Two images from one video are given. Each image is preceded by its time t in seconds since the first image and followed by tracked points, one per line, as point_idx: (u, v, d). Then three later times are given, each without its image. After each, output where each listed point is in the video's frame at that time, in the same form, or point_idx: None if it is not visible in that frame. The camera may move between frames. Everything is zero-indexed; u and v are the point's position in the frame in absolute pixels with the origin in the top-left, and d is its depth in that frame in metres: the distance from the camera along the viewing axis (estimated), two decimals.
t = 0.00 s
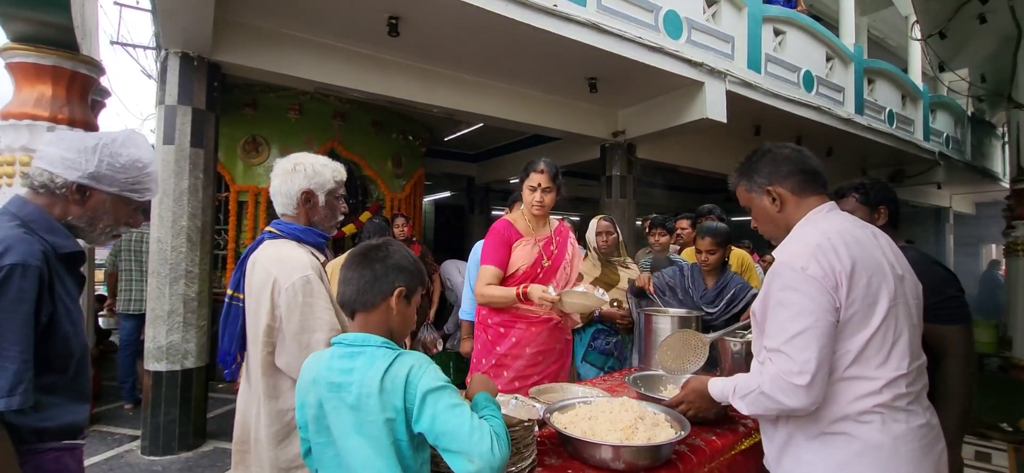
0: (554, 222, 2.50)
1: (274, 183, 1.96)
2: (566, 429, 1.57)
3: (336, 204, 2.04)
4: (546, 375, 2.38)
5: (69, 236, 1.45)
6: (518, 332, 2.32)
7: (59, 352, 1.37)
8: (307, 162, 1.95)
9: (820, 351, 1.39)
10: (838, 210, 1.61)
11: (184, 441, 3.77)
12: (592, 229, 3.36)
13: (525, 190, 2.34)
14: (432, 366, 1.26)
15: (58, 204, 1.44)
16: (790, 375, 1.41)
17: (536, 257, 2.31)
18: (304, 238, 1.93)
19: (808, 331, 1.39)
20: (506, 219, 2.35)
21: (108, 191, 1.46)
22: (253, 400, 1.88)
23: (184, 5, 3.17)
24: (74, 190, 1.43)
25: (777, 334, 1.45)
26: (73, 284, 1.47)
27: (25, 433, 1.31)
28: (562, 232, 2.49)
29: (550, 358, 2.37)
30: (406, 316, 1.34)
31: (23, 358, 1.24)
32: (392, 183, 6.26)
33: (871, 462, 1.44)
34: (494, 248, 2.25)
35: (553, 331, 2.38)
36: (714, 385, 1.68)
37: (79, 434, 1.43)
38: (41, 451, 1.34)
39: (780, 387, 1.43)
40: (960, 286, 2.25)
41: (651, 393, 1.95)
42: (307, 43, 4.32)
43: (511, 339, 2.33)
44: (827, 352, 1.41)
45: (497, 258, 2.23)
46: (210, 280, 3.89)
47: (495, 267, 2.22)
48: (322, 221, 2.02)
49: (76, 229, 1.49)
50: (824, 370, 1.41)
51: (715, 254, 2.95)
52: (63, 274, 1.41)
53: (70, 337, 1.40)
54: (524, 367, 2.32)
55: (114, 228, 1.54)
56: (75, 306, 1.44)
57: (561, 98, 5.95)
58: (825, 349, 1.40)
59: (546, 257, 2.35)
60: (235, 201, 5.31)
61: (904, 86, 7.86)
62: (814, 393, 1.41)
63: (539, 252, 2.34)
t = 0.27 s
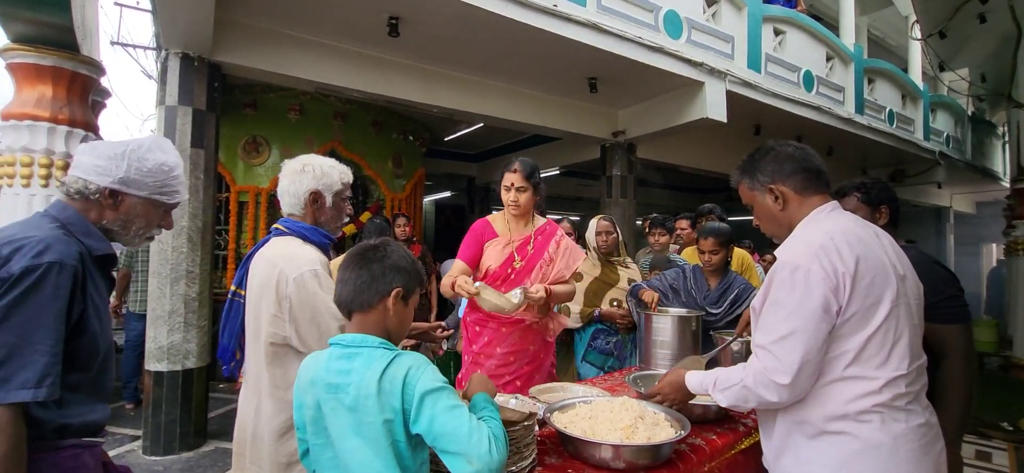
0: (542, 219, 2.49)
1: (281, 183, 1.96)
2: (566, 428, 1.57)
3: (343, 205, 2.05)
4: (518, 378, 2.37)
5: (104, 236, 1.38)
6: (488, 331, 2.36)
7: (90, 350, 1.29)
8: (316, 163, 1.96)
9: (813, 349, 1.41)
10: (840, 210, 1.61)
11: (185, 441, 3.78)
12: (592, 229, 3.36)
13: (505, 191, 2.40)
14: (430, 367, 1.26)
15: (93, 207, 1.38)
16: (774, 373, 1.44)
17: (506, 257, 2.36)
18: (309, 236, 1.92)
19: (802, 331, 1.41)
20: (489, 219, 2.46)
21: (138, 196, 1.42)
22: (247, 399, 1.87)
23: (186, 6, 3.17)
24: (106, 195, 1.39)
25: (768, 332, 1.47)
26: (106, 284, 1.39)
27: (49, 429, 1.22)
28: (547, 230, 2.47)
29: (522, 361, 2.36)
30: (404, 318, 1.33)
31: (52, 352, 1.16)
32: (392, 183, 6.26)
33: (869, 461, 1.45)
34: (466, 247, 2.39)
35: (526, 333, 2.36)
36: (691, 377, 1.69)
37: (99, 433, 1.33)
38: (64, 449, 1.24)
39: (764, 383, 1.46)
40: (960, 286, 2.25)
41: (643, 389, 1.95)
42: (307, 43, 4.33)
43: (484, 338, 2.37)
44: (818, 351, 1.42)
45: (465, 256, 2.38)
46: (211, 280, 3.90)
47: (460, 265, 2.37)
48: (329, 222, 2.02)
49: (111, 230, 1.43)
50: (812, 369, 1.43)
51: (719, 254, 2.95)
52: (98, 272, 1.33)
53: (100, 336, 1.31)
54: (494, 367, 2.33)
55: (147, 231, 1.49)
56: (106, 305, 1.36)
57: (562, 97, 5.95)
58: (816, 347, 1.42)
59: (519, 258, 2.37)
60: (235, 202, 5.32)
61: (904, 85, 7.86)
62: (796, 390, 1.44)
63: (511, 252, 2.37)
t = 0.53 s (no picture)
0: (528, 218, 2.46)
1: (299, 183, 1.98)
2: (567, 427, 1.58)
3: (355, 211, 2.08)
4: (499, 378, 2.37)
5: (119, 233, 1.52)
6: (470, 330, 2.39)
7: (104, 336, 1.42)
8: (334, 167, 1.99)
9: (808, 347, 1.42)
10: (843, 209, 1.61)
11: (186, 440, 3.79)
12: (591, 227, 3.36)
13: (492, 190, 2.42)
14: (430, 366, 1.26)
15: (105, 206, 1.52)
16: (766, 369, 1.46)
17: (485, 257, 2.38)
18: (318, 235, 1.94)
19: (797, 329, 1.42)
20: (477, 219, 2.51)
21: (146, 192, 1.54)
22: (235, 396, 1.85)
23: (186, 5, 3.18)
24: (115, 193, 1.52)
25: (761, 327, 1.49)
26: (126, 276, 1.54)
27: (71, 410, 1.35)
28: (531, 229, 2.43)
29: (503, 361, 2.35)
30: (402, 317, 1.34)
31: (65, 335, 1.28)
32: (393, 182, 6.27)
33: (867, 460, 1.45)
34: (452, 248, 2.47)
35: (506, 333, 2.35)
36: (685, 375, 1.70)
37: (126, 419, 1.48)
38: (88, 433, 1.36)
39: (755, 378, 1.48)
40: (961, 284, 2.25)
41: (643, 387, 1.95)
42: (308, 42, 4.33)
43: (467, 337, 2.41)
44: (813, 349, 1.43)
45: (449, 254, 2.44)
46: (212, 279, 3.90)
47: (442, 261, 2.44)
48: (339, 225, 2.04)
49: (125, 228, 1.57)
50: (804, 366, 1.44)
51: (723, 254, 2.94)
52: (110, 264, 1.46)
53: (114, 322, 1.44)
54: (475, 366, 2.35)
55: (157, 225, 1.61)
56: (123, 295, 1.49)
57: (562, 96, 5.95)
58: (810, 346, 1.43)
59: (499, 258, 2.37)
60: (236, 201, 5.32)
61: (905, 84, 7.85)
62: (789, 386, 1.45)
63: (491, 253, 2.38)
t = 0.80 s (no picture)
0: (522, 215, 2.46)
1: (303, 182, 1.99)
2: (566, 424, 1.58)
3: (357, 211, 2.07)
4: (495, 374, 2.38)
5: (130, 228, 1.57)
6: (465, 327, 2.40)
7: (112, 323, 1.44)
8: (338, 166, 1.98)
9: (804, 344, 1.43)
10: (843, 206, 1.61)
11: (187, 437, 3.80)
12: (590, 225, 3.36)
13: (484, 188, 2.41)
14: (428, 365, 1.26)
15: (116, 203, 1.57)
16: (759, 363, 1.47)
17: (477, 255, 2.38)
18: (316, 232, 1.94)
19: (793, 325, 1.42)
20: (468, 216, 2.50)
21: (151, 189, 1.56)
22: (235, 389, 1.89)
23: (186, 3, 3.18)
24: (124, 190, 1.56)
25: (758, 323, 1.49)
26: (138, 269, 1.59)
27: (77, 394, 1.37)
28: (524, 225, 2.44)
29: (498, 358, 2.37)
30: (401, 314, 1.34)
31: (74, 317, 1.31)
32: (394, 180, 6.27)
33: (866, 457, 1.45)
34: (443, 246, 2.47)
35: (500, 330, 2.36)
36: (677, 373, 1.74)
37: (132, 408, 1.49)
38: (91, 420, 1.38)
39: (750, 373, 1.49)
40: (961, 282, 2.24)
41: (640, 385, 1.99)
42: (308, 40, 4.32)
43: (462, 334, 2.41)
44: (808, 345, 1.44)
45: (441, 252, 2.43)
46: (213, 277, 3.90)
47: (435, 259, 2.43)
48: (338, 224, 2.03)
49: (136, 224, 1.61)
50: (800, 363, 1.45)
51: (725, 251, 2.95)
52: (121, 254, 1.50)
53: (123, 309, 1.47)
54: (471, 364, 2.38)
55: (164, 221, 1.62)
56: (133, 286, 1.52)
57: (563, 94, 5.94)
58: (805, 342, 1.43)
59: (491, 256, 2.37)
60: (237, 199, 5.34)
61: (906, 81, 7.83)
62: (784, 381, 1.46)
63: (482, 251, 2.38)
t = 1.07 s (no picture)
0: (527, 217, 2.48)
1: (304, 182, 1.99)
2: (570, 422, 1.58)
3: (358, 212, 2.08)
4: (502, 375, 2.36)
5: (138, 226, 1.57)
6: (471, 329, 2.36)
7: (119, 319, 1.45)
8: (341, 168, 1.99)
9: (806, 342, 1.43)
10: (846, 204, 1.61)
11: (191, 435, 3.81)
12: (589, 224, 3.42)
13: (491, 189, 2.39)
14: (433, 364, 1.26)
15: (124, 202, 1.57)
16: (761, 361, 1.47)
17: (485, 257, 2.38)
18: (318, 232, 1.93)
19: (796, 325, 1.42)
20: (470, 218, 2.49)
21: (156, 189, 1.56)
22: (236, 385, 1.89)
23: (187, 2, 3.18)
24: (130, 189, 1.56)
25: (760, 321, 1.49)
26: (145, 267, 1.59)
27: (84, 390, 1.37)
28: (530, 227, 2.45)
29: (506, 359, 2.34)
30: (405, 312, 1.34)
31: (82, 314, 1.30)
32: (396, 179, 6.27)
33: (871, 456, 1.44)
34: (449, 248, 2.44)
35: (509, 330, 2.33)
36: (682, 375, 1.72)
37: (139, 404, 1.48)
38: (95, 418, 1.37)
39: (751, 370, 1.49)
40: (965, 280, 2.24)
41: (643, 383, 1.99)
42: (309, 39, 4.32)
43: (467, 335, 2.38)
44: (812, 345, 1.44)
45: (447, 254, 2.41)
46: (215, 275, 3.91)
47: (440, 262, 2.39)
48: (338, 224, 2.03)
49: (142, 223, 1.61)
50: (801, 362, 1.45)
51: (728, 250, 2.94)
52: (128, 251, 1.50)
53: (131, 305, 1.47)
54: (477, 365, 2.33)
55: (170, 221, 1.62)
56: (139, 283, 1.52)
57: (564, 93, 5.94)
58: (809, 341, 1.43)
59: (498, 258, 2.37)
60: (240, 198, 5.33)
61: (909, 80, 7.81)
62: (784, 379, 1.46)
63: (490, 253, 2.38)
